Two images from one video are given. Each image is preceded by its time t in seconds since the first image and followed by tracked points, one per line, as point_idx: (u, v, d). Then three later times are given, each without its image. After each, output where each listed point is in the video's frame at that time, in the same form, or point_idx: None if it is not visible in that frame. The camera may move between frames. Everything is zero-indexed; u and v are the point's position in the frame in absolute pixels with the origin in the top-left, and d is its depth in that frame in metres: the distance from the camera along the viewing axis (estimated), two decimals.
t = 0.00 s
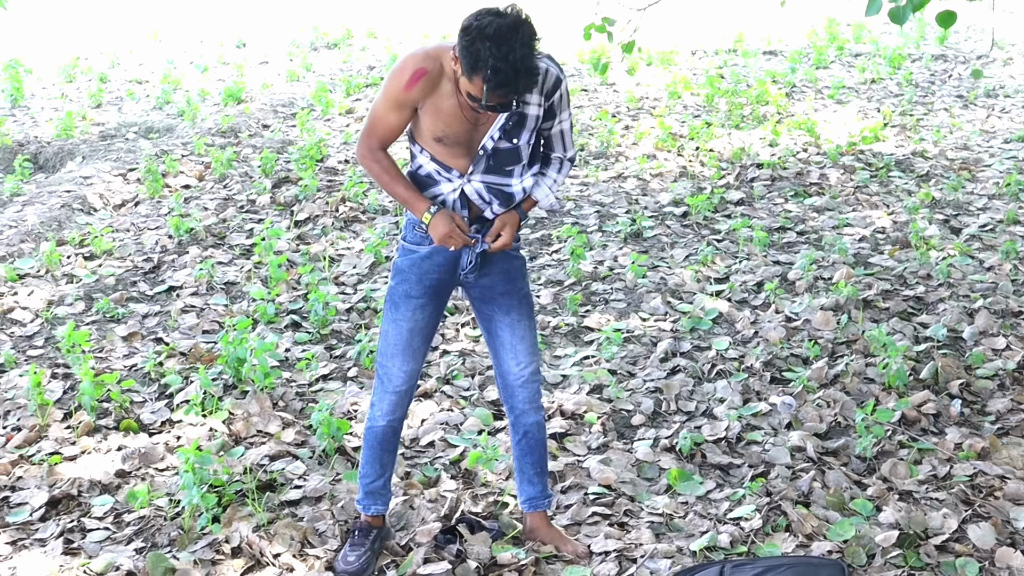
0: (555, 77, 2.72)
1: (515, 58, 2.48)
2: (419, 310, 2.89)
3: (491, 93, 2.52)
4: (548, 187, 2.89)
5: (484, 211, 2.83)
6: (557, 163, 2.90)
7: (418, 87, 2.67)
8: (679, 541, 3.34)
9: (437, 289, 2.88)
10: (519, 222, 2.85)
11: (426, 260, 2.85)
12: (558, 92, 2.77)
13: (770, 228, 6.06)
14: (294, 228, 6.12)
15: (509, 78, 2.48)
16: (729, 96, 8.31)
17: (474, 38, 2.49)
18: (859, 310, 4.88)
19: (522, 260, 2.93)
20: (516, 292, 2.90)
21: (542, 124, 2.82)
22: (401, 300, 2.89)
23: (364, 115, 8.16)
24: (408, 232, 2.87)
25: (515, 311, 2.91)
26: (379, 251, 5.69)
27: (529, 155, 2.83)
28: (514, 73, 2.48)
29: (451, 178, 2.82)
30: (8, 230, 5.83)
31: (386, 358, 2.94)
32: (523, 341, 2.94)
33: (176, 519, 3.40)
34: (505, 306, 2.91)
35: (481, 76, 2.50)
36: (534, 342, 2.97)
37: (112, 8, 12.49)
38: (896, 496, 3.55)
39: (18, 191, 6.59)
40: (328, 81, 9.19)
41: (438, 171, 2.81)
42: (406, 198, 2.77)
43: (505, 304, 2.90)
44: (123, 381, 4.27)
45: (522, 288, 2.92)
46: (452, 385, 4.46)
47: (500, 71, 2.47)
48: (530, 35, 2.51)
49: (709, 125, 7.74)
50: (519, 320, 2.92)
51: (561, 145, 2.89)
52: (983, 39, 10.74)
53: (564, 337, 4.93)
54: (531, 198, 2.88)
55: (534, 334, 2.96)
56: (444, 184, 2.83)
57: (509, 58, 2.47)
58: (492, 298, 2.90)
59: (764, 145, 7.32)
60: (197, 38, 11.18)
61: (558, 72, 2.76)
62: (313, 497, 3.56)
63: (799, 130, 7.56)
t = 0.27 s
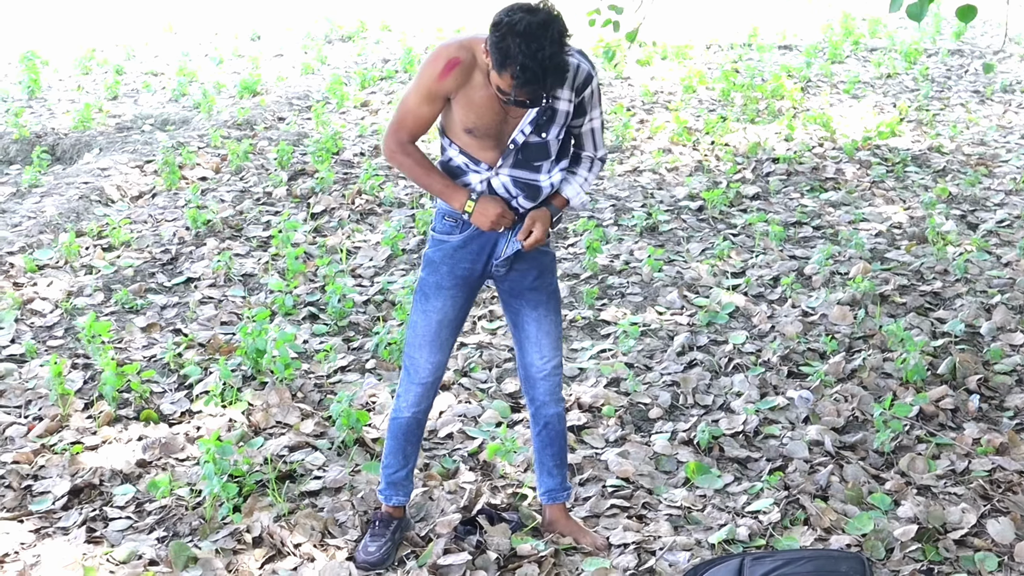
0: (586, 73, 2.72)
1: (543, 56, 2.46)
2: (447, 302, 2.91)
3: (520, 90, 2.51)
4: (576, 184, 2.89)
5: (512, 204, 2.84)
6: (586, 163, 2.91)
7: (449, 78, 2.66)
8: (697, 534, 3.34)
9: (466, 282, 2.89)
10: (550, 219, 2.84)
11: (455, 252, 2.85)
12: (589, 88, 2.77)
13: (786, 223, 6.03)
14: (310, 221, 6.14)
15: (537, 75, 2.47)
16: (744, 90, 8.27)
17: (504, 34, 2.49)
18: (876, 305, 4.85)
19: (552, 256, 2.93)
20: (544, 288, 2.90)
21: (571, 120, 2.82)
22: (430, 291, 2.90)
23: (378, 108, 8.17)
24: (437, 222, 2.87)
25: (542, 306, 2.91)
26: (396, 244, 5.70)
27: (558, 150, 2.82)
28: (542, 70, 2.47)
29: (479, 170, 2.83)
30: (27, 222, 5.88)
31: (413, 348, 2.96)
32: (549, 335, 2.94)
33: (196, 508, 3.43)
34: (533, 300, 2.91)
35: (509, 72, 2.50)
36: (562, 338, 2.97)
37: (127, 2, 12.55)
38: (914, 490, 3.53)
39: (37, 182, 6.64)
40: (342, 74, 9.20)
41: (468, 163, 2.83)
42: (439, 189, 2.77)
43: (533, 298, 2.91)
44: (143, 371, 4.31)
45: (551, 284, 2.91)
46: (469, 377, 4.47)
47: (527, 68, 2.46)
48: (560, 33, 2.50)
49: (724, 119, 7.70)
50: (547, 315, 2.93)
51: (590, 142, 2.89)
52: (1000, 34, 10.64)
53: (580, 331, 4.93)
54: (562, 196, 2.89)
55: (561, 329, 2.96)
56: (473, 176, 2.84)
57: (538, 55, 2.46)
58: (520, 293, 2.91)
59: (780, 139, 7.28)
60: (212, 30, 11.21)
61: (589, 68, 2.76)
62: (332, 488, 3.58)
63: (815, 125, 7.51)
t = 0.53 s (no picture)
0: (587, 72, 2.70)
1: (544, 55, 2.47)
2: (442, 299, 2.92)
3: (518, 88, 2.52)
4: (574, 186, 2.86)
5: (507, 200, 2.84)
6: (586, 166, 2.88)
7: (448, 72, 2.70)
8: (688, 527, 3.36)
9: (460, 279, 2.90)
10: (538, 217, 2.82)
11: (448, 249, 2.86)
12: (589, 88, 2.74)
13: (772, 218, 6.06)
14: (297, 218, 6.12)
15: (537, 74, 2.48)
16: (729, 86, 8.30)
17: (505, 32, 2.49)
18: (862, 298, 4.89)
19: (548, 254, 2.93)
20: (538, 286, 2.91)
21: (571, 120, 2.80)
22: (424, 288, 2.92)
23: (363, 105, 8.14)
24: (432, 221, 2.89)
25: (537, 304, 2.92)
26: (384, 241, 5.69)
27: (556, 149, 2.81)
28: (542, 70, 2.48)
29: (477, 166, 2.82)
30: (11, 220, 5.83)
31: (408, 345, 2.98)
32: (544, 333, 2.95)
33: (189, 505, 3.42)
34: (527, 298, 2.92)
35: (509, 70, 2.50)
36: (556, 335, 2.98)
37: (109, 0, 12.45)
38: (903, 481, 3.57)
39: (20, 181, 6.58)
40: (326, 71, 9.16)
41: (465, 158, 2.83)
42: (431, 177, 2.83)
43: (527, 296, 2.92)
44: (132, 369, 4.29)
45: (545, 282, 2.92)
46: (459, 373, 4.48)
47: (527, 67, 2.46)
48: (562, 34, 2.50)
49: (708, 115, 7.73)
50: (541, 313, 2.93)
51: (590, 144, 2.85)
52: (980, 29, 10.73)
53: (570, 326, 4.94)
54: (555, 198, 2.85)
55: (556, 327, 2.97)
56: (470, 172, 2.85)
57: (538, 55, 2.46)
58: (514, 290, 2.91)
59: (764, 134, 7.31)
60: (194, 28, 11.14)
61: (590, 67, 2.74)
62: (325, 484, 3.58)
63: (799, 120, 7.55)
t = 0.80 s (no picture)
0: (559, 69, 2.69)
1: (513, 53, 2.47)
2: (418, 298, 2.92)
3: (488, 86, 2.52)
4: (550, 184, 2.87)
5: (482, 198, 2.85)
6: (562, 164, 2.88)
7: (421, 71, 2.69)
8: (668, 520, 3.39)
9: (436, 278, 2.90)
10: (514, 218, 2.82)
11: (423, 248, 2.86)
12: (563, 85, 2.73)
13: (743, 213, 6.12)
14: (270, 217, 6.07)
15: (506, 71, 2.48)
16: (698, 82, 8.36)
17: (475, 29, 2.50)
18: (834, 292, 4.96)
19: (524, 251, 2.94)
20: (514, 284, 2.91)
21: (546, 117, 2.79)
22: (400, 287, 2.91)
23: (334, 103, 8.09)
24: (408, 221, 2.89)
25: (513, 302, 2.93)
26: (357, 239, 5.66)
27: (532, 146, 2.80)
28: (511, 67, 2.48)
29: (452, 164, 2.82)
30: None
31: (384, 344, 2.97)
32: (521, 331, 2.96)
33: (167, 506, 3.38)
34: (504, 296, 2.92)
35: (479, 67, 2.51)
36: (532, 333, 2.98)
37: None
38: (877, 471, 3.62)
39: None
40: (296, 69, 9.09)
41: (440, 157, 2.83)
42: (405, 177, 2.82)
43: (504, 295, 2.92)
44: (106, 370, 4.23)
45: (521, 280, 2.93)
46: (436, 370, 4.47)
47: (495, 64, 2.47)
48: (532, 31, 2.50)
49: (679, 111, 7.78)
50: (518, 311, 2.94)
51: (567, 142, 2.85)
52: (944, 24, 10.90)
53: (545, 322, 4.96)
54: (531, 198, 2.87)
55: (532, 324, 2.98)
56: (445, 170, 2.84)
57: (507, 51, 2.46)
58: (491, 289, 2.92)
59: (734, 130, 7.38)
60: (161, 26, 11.00)
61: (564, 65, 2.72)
62: (303, 483, 3.56)
63: (768, 116, 7.63)
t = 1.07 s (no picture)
0: (557, 69, 2.69)
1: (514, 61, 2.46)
2: (416, 296, 2.91)
3: (489, 92, 2.52)
4: (547, 184, 2.87)
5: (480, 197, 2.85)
6: (560, 163, 2.88)
7: (419, 71, 2.69)
8: (668, 515, 3.40)
9: (434, 275, 2.90)
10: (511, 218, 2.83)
11: (421, 247, 2.86)
12: (560, 85, 2.74)
13: (737, 207, 6.12)
14: (265, 216, 6.06)
15: (507, 78, 2.48)
16: (690, 77, 8.37)
17: (475, 37, 2.49)
18: (829, 285, 4.97)
19: (522, 248, 2.94)
20: (512, 281, 2.91)
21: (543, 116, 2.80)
22: (398, 285, 2.91)
23: (325, 102, 8.08)
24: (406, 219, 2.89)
25: (511, 299, 2.93)
26: (352, 238, 5.65)
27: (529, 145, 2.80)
28: (512, 74, 2.48)
29: (450, 163, 2.82)
30: None
31: (383, 342, 2.97)
32: (519, 328, 2.96)
33: (168, 507, 3.38)
34: (502, 293, 2.92)
35: (479, 74, 2.50)
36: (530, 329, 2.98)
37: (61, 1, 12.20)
38: (876, 463, 3.64)
39: None
40: (287, 69, 9.06)
41: (437, 156, 2.82)
42: (403, 175, 2.82)
43: (501, 291, 2.92)
44: (104, 372, 4.22)
45: (519, 277, 2.92)
46: (434, 368, 4.47)
47: (497, 72, 2.46)
48: (532, 38, 2.50)
49: (671, 106, 7.79)
50: (516, 308, 2.94)
51: (563, 141, 2.85)
52: (934, 16, 10.92)
53: (542, 319, 4.96)
54: (528, 197, 2.88)
55: (530, 321, 2.98)
56: (442, 170, 2.84)
57: (509, 60, 2.46)
58: (489, 286, 2.91)
59: (727, 124, 7.39)
60: (151, 27, 10.96)
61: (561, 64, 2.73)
62: (304, 482, 3.56)
63: (760, 110, 7.64)
